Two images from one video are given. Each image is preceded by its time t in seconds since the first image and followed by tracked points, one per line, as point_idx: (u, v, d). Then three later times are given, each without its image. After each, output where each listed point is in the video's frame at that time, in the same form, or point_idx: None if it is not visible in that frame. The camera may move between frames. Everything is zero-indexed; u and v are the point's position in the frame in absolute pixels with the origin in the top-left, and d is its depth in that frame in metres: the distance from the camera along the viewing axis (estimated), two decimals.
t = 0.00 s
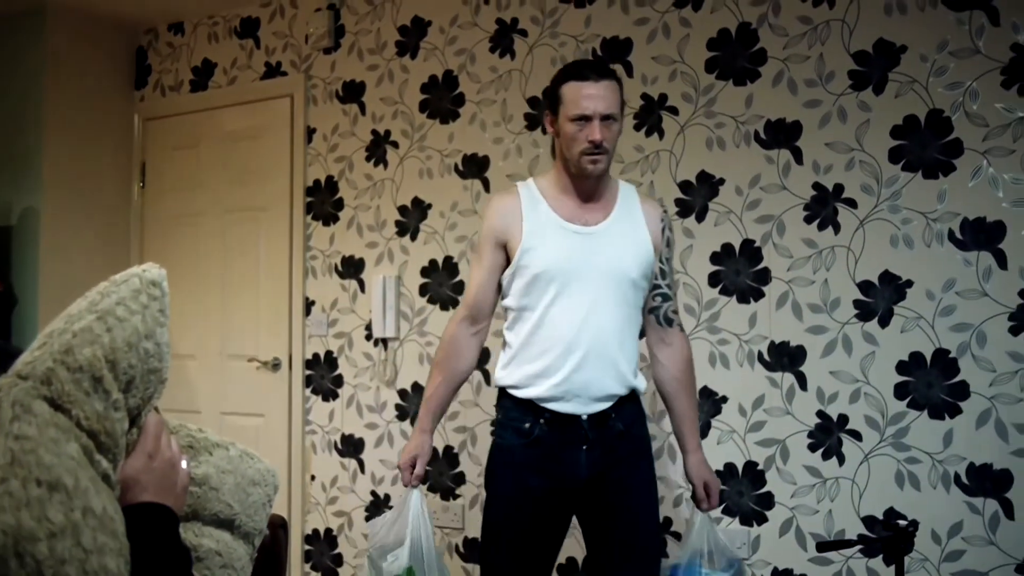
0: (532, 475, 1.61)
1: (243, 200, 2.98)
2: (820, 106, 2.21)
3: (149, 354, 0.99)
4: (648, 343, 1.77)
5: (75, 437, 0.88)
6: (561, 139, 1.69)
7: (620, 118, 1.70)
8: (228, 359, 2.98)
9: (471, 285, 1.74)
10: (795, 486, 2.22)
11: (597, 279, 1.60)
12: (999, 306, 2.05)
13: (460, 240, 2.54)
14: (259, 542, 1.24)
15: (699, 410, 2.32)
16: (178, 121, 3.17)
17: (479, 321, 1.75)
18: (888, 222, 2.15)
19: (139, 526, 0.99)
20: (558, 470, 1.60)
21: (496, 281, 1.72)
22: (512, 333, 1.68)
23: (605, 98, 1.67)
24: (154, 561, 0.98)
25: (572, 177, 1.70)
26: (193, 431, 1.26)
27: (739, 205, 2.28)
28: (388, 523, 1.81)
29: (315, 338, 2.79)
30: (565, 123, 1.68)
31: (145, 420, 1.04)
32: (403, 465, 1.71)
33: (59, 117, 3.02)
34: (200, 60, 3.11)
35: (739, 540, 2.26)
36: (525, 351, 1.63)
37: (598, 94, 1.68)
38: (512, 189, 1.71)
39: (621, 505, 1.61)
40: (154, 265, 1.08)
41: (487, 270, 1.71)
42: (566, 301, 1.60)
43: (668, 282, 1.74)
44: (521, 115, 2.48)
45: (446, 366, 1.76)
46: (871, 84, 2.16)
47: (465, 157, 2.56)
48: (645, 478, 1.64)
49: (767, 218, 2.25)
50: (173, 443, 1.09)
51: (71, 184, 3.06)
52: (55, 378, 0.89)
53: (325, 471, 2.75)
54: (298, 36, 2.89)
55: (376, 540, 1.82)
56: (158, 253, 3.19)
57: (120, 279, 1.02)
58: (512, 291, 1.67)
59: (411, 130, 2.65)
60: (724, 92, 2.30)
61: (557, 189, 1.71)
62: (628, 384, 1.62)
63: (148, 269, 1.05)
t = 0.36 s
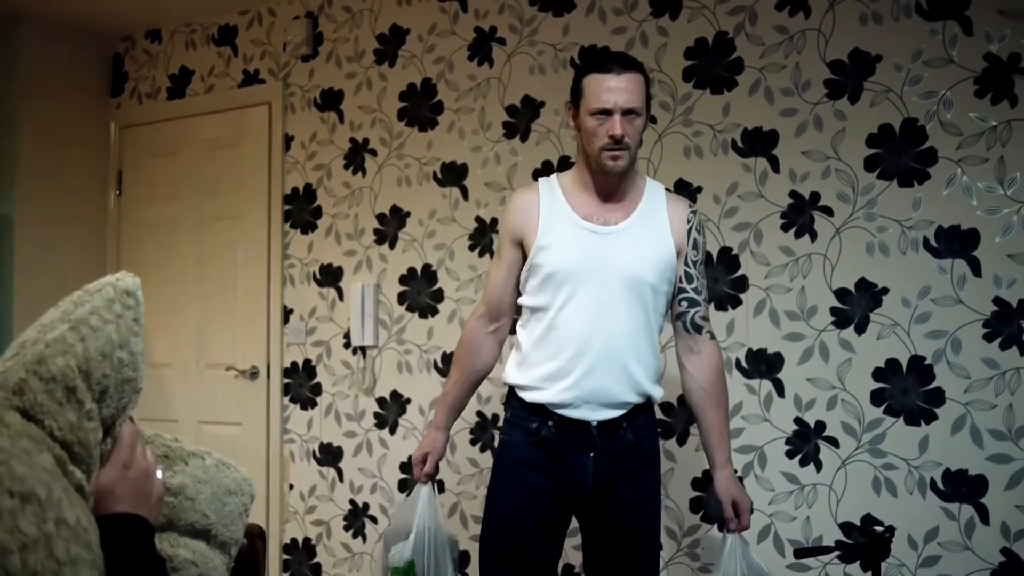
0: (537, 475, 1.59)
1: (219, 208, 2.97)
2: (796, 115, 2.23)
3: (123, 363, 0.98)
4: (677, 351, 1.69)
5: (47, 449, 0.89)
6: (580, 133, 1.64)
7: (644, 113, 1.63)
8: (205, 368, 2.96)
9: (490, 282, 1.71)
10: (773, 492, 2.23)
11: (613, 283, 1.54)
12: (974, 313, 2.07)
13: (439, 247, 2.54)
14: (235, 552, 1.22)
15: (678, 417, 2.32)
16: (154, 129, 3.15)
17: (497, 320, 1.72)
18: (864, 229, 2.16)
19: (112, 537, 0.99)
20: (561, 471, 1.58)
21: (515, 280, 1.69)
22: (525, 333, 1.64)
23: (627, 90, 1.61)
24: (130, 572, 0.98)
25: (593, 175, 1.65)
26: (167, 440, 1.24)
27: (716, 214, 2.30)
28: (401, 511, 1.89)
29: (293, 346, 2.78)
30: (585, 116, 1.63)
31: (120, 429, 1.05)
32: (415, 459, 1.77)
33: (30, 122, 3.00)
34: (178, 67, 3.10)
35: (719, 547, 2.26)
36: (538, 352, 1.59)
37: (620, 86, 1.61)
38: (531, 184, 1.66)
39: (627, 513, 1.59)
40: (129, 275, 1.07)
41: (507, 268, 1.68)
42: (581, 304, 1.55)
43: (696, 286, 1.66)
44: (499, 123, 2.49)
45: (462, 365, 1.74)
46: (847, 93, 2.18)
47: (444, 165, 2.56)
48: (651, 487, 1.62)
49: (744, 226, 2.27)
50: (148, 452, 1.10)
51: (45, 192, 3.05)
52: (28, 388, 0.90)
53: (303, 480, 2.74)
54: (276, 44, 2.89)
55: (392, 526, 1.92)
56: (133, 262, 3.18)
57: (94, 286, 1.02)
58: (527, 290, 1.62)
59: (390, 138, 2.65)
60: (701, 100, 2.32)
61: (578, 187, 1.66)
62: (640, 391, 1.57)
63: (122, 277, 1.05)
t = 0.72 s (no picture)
0: (519, 483, 1.54)
1: (195, 208, 2.96)
2: (773, 118, 2.24)
3: (95, 363, 1.03)
4: (665, 356, 1.61)
5: (19, 449, 0.92)
6: (555, 132, 1.58)
7: (619, 108, 1.56)
8: (182, 369, 2.95)
9: (476, 289, 1.68)
10: (750, 494, 2.24)
11: (590, 284, 1.48)
12: (948, 315, 2.08)
13: (417, 249, 2.54)
14: (210, 551, 1.22)
15: (655, 419, 2.33)
16: (131, 128, 3.14)
17: (486, 325, 1.69)
18: (840, 232, 2.18)
19: (85, 537, 0.98)
20: (544, 477, 1.52)
21: (498, 285, 1.66)
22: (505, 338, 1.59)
23: (600, 85, 1.54)
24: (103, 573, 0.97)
25: (571, 175, 1.59)
26: (141, 439, 1.22)
27: (694, 216, 2.31)
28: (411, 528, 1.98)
29: (270, 347, 2.78)
30: (558, 115, 1.57)
31: (92, 429, 1.06)
32: (416, 469, 1.77)
33: (4, 121, 2.97)
34: (155, 67, 3.09)
35: (696, 548, 2.27)
36: (515, 357, 1.54)
37: (593, 82, 1.54)
38: (509, 187, 1.63)
39: (613, 523, 1.53)
40: (100, 272, 1.10)
41: (489, 274, 1.65)
42: (557, 306, 1.49)
43: (682, 287, 1.57)
44: (478, 125, 2.49)
45: (455, 372, 1.72)
46: (823, 97, 2.20)
47: (422, 166, 2.56)
48: (639, 498, 1.56)
49: (722, 229, 2.28)
50: (122, 452, 1.10)
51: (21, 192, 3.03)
52: None
53: (280, 482, 2.73)
54: (254, 44, 2.88)
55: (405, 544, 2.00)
56: (108, 263, 3.16)
57: (66, 286, 1.05)
58: (506, 294, 1.58)
59: (368, 139, 2.65)
60: (679, 103, 2.33)
61: (557, 189, 1.61)
62: (622, 397, 1.50)
63: (94, 277, 1.08)
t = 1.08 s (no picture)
0: (505, 491, 1.49)
1: (181, 204, 2.95)
2: (762, 116, 2.24)
3: (80, 358, 1.02)
4: (643, 341, 1.59)
5: (4, 444, 0.91)
6: (508, 120, 1.54)
7: (571, 87, 1.52)
8: (170, 367, 2.94)
9: (445, 302, 1.65)
10: (738, 491, 2.25)
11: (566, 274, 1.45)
12: (935, 313, 2.09)
13: (406, 246, 2.53)
14: (198, 546, 1.21)
15: (644, 416, 2.34)
16: (118, 124, 3.12)
17: (458, 335, 1.66)
18: (828, 230, 2.18)
19: (71, 532, 0.98)
20: (531, 488, 1.48)
21: (467, 291, 1.63)
22: (482, 342, 1.55)
23: (550, 67, 1.50)
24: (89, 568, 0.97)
25: (529, 163, 1.56)
26: (128, 434, 1.21)
27: (683, 214, 2.32)
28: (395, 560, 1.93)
29: (258, 344, 2.77)
30: (510, 102, 1.53)
31: (78, 425, 1.05)
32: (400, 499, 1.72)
33: None
34: (143, 63, 3.08)
35: (683, 545, 2.27)
36: (494, 359, 1.50)
37: (543, 64, 1.50)
38: (468, 186, 1.61)
39: (604, 531, 1.48)
40: (85, 266, 1.09)
41: (456, 279, 1.63)
42: (534, 300, 1.46)
43: (659, 269, 1.56)
44: (467, 122, 2.49)
45: (432, 388, 1.69)
46: (812, 95, 2.20)
47: (411, 163, 2.56)
48: (632, 503, 1.50)
49: (711, 226, 2.29)
50: (109, 448, 1.10)
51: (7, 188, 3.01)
52: None
53: (268, 479, 2.72)
54: (243, 40, 2.87)
55: None
56: (94, 260, 3.14)
57: (51, 281, 1.04)
58: (479, 297, 1.55)
59: (357, 135, 2.65)
60: (668, 101, 2.33)
61: (518, 179, 1.59)
62: (614, 391, 1.47)
63: (79, 272, 1.07)
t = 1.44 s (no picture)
0: (504, 496, 1.49)
1: (182, 204, 2.96)
2: (763, 115, 2.24)
3: (84, 360, 1.02)
4: (644, 334, 1.58)
5: (7, 445, 0.91)
6: (487, 115, 1.54)
7: (548, 77, 1.51)
8: (171, 367, 2.94)
9: (431, 305, 1.65)
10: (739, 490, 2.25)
11: (557, 271, 1.45)
12: (937, 312, 2.09)
13: (407, 245, 2.53)
14: (200, 548, 1.21)
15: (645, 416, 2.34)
16: (118, 124, 3.13)
17: (445, 340, 1.66)
18: (829, 229, 2.18)
19: (73, 533, 0.98)
20: (530, 491, 1.47)
21: (456, 292, 1.63)
22: (479, 344, 1.55)
23: (526, 58, 1.49)
24: (90, 570, 0.97)
25: (512, 157, 1.55)
26: (131, 435, 1.21)
27: (684, 213, 2.32)
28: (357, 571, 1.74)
29: (260, 344, 2.77)
30: (488, 97, 1.53)
31: (82, 426, 1.05)
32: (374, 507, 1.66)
33: None
34: (144, 63, 3.08)
35: (685, 545, 2.27)
36: (492, 361, 1.50)
37: (519, 55, 1.50)
38: (453, 187, 1.61)
39: (608, 533, 1.46)
40: (89, 268, 1.09)
41: (444, 280, 1.63)
42: (527, 299, 1.46)
43: (655, 258, 1.54)
44: (468, 122, 2.49)
45: (416, 392, 1.67)
46: (813, 94, 2.20)
47: (412, 163, 2.56)
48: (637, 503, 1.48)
49: (712, 226, 2.29)
50: (111, 450, 1.10)
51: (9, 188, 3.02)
52: None
53: (270, 479, 2.72)
54: (244, 40, 2.87)
55: None
56: (95, 260, 3.15)
57: (55, 282, 1.04)
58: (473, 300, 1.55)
59: (358, 135, 2.65)
60: (669, 100, 2.33)
61: (501, 174, 1.58)
62: (616, 389, 1.45)
63: (83, 274, 1.07)
